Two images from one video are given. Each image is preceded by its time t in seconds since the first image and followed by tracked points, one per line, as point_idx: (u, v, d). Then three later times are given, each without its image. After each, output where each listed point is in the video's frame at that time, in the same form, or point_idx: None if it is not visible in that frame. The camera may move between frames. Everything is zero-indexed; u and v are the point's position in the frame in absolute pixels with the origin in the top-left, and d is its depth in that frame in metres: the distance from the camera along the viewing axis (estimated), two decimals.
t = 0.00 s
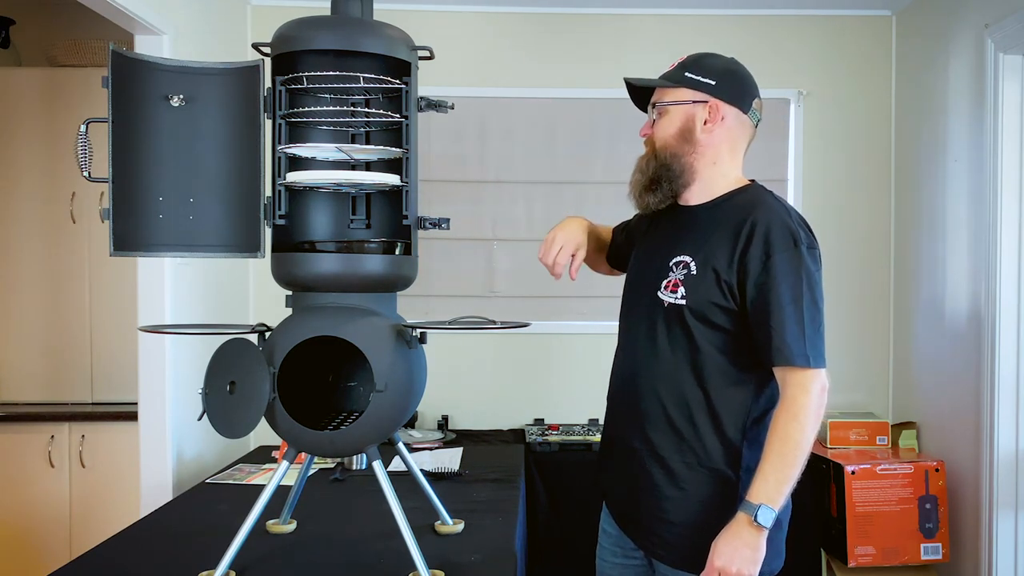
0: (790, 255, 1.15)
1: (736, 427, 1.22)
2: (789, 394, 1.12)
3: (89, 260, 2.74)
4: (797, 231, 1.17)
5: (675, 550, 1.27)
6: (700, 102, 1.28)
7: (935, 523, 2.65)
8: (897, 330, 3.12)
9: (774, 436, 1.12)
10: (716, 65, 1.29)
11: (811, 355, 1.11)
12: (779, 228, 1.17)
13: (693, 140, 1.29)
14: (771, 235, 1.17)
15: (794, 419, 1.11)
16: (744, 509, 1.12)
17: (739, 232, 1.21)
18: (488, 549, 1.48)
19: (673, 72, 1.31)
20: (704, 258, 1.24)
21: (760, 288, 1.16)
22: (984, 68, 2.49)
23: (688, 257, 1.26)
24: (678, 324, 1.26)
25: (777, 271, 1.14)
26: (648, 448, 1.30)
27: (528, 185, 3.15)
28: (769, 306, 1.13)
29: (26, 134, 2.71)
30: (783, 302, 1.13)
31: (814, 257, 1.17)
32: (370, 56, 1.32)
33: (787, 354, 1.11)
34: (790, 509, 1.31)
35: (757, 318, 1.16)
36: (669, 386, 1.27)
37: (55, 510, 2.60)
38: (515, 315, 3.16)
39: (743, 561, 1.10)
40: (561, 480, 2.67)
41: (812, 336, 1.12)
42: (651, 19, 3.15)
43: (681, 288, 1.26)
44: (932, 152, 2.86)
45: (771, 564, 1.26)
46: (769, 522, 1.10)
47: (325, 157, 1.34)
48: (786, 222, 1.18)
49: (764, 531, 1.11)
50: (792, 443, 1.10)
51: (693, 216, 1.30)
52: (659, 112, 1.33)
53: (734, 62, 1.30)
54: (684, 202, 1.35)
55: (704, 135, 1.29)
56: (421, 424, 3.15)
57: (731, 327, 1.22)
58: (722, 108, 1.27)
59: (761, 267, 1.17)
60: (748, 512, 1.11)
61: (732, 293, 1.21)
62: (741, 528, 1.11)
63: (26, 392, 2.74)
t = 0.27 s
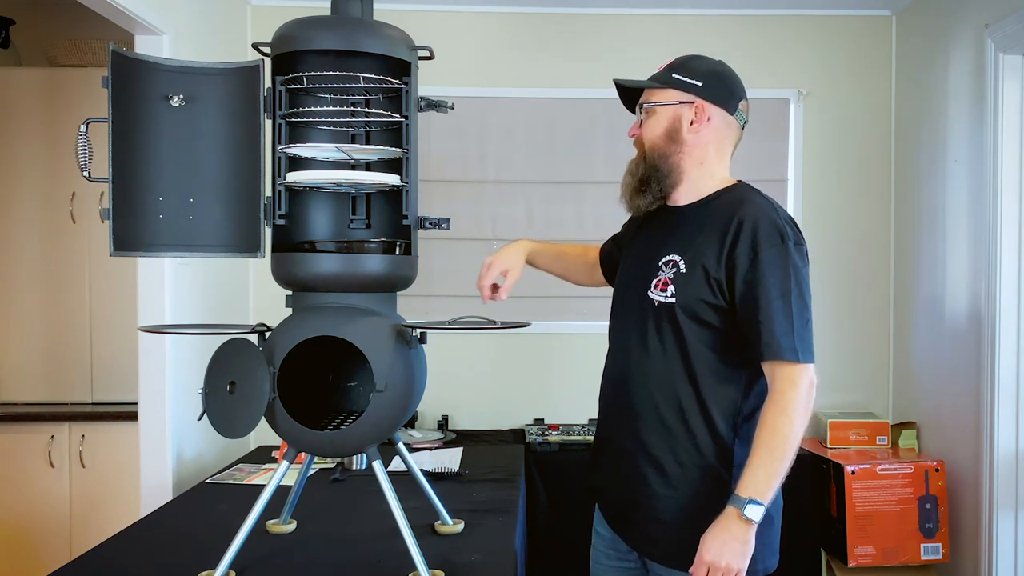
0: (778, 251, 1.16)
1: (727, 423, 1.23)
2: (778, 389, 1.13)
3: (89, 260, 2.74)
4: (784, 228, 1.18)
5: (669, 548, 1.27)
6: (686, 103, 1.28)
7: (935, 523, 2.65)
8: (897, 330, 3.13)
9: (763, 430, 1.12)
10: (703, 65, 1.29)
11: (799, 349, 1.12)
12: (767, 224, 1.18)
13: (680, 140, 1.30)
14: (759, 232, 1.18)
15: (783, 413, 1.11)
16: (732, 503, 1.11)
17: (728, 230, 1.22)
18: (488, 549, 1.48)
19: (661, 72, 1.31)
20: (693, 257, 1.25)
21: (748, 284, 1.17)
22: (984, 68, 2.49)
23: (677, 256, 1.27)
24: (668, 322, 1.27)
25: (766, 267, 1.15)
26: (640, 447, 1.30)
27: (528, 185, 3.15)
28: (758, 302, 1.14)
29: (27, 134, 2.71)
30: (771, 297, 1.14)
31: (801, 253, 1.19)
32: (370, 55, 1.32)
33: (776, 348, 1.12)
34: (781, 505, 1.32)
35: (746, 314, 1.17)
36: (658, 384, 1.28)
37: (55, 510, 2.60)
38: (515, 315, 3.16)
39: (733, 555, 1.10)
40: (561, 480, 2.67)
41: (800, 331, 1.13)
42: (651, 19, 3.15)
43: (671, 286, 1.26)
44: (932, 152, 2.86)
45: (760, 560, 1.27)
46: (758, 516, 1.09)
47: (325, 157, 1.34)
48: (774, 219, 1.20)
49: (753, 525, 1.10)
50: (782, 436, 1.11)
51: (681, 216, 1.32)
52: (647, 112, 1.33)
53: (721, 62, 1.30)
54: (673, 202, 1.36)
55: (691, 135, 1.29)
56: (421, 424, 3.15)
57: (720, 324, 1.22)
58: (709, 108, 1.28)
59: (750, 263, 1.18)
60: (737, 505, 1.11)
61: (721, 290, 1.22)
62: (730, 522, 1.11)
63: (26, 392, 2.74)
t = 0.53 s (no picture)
0: (764, 249, 1.17)
1: (711, 419, 1.23)
2: (765, 384, 1.14)
3: (89, 260, 2.74)
4: (769, 227, 1.20)
5: (656, 546, 1.26)
6: (675, 102, 1.30)
7: (935, 523, 2.65)
8: (897, 330, 3.13)
9: (752, 425, 1.14)
10: (694, 69, 1.31)
11: (786, 345, 1.13)
12: (753, 223, 1.19)
13: (665, 138, 1.31)
14: (745, 230, 1.19)
15: (771, 408, 1.13)
16: (725, 497, 1.13)
17: (714, 228, 1.23)
18: (488, 549, 1.48)
19: (652, 71, 1.33)
20: (678, 254, 1.25)
21: (735, 281, 1.18)
22: (984, 68, 2.49)
23: (662, 253, 1.28)
24: (653, 319, 1.27)
25: (753, 265, 1.16)
26: (626, 444, 1.29)
27: (528, 185, 3.15)
28: (746, 299, 1.15)
29: (27, 135, 2.71)
30: (758, 293, 1.15)
31: (785, 252, 1.20)
32: (370, 56, 1.32)
33: (764, 344, 1.13)
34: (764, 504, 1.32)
35: (733, 311, 1.18)
36: (643, 381, 1.27)
37: (55, 510, 2.60)
38: (515, 315, 3.16)
39: (726, 549, 1.11)
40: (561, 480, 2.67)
41: (786, 327, 1.15)
42: (651, 19, 3.15)
43: (657, 284, 1.27)
44: (932, 152, 2.86)
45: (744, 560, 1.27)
46: (750, 510, 1.11)
47: (325, 157, 1.34)
48: (758, 218, 1.21)
49: (746, 518, 1.12)
50: (769, 431, 1.13)
51: (662, 216, 1.32)
52: (636, 109, 1.35)
53: (711, 69, 1.33)
54: (653, 201, 1.36)
55: (676, 134, 1.31)
56: (421, 424, 3.15)
57: (706, 322, 1.23)
58: (696, 110, 1.29)
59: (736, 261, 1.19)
60: (730, 500, 1.12)
61: (708, 287, 1.23)
62: (723, 516, 1.12)
63: (26, 392, 2.74)
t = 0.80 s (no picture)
0: (741, 246, 1.18)
1: (691, 414, 1.23)
2: (742, 379, 1.15)
3: (89, 260, 2.74)
4: (746, 225, 1.20)
5: (639, 542, 1.24)
6: (663, 106, 1.30)
7: (935, 523, 2.65)
8: (897, 330, 3.13)
9: (730, 418, 1.15)
10: (685, 76, 1.31)
11: (763, 340, 1.14)
12: (730, 220, 1.20)
13: (650, 138, 1.30)
14: (723, 226, 1.19)
15: (749, 401, 1.14)
16: (706, 489, 1.13)
17: (692, 225, 1.23)
18: (488, 549, 1.48)
19: (645, 72, 1.32)
20: (657, 251, 1.25)
21: (714, 278, 1.18)
22: (984, 68, 2.49)
23: (641, 250, 1.27)
24: (632, 315, 1.26)
25: (731, 262, 1.16)
26: (606, 440, 1.28)
27: (528, 185, 3.15)
28: (724, 295, 1.16)
29: (27, 135, 2.71)
30: (736, 290, 1.15)
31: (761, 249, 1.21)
32: (370, 56, 1.32)
33: (742, 339, 1.13)
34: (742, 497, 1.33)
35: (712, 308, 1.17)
36: (622, 376, 1.26)
37: (55, 510, 2.60)
38: (515, 315, 3.16)
39: (708, 540, 1.11)
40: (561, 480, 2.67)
41: (763, 323, 1.16)
42: (651, 18, 3.15)
43: (637, 280, 1.26)
44: (932, 152, 2.86)
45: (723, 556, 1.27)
46: (731, 501, 1.11)
47: (325, 157, 1.34)
48: (736, 215, 1.21)
49: (726, 510, 1.12)
50: (747, 425, 1.13)
51: (638, 214, 1.31)
52: (623, 107, 1.34)
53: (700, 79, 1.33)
54: (629, 199, 1.35)
55: (661, 137, 1.30)
56: (421, 424, 3.15)
57: (684, 318, 1.23)
58: (682, 117, 1.30)
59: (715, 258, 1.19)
60: (711, 492, 1.12)
61: (687, 284, 1.22)
62: (704, 508, 1.12)
63: (26, 392, 2.74)
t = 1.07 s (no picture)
0: (730, 250, 1.18)
1: (678, 416, 1.23)
2: (725, 379, 1.15)
3: (89, 260, 2.74)
4: (734, 230, 1.20)
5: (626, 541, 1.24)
6: (658, 111, 1.29)
7: (935, 523, 2.65)
8: (897, 330, 3.13)
9: (713, 418, 1.14)
10: (682, 83, 1.31)
11: (749, 344, 1.15)
12: (719, 224, 1.20)
13: (642, 141, 1.29)
14: (712, 230, 1.19)
15: (730, 401, 1.14)
16: (685, 487, 1.13)
17: (681, 227, 1.23)
18: (487, 549, 1.48)
19: (642, 75, 1.31)
20: (646, 253, 1.24)
21: (702, 282, 1.18)
22: (984, 67, 2.49)
23: (630, 252, 1.26)
24: (620, 317, 1.25)
25: (719, 267, 1.17)
26: (593, 441, 1.27)
27: (528, 184, 3.15)
28: (712, 300, 1.16)
29: (27, 135, 2.71)
30: (724, 294, 1.15)
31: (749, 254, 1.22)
32: (371, 55, 1.32)
33: (730, 344, 1.13)
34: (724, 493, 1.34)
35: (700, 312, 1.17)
36: (609, 377, 1.25)
37: (55, 510, 2.60)
38: (515, 315, 3.16)
39: (684, 536, 1.11)
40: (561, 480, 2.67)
41: (749, 327, 1.16)
42: (651, 18, 3.15)
43: (626, 281, 1.25)
44: (932, 152, 2.86)
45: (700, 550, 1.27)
46: (708, 499, 1.11)
47: (325, 157, 1.34)
48: (723, 219, 1.21)
49: (703, 508, 1.12)
50: (729, 425, 1.13)
51: (626, 216, 1.30)
52: (618, 108, 1.33)
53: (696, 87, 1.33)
54: (617, 200, 1.34)
55: (653, 141, 1.29)
56: (421, 424, 3.15)
57: (673, 321, 1.23)
58: (676, 124, 1.29)
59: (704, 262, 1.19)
60: (690, 489, 1.12)
61: (675, 286, 1.22)
62: (682, 505, 1.12)
63: (27, 392, 2.74)
